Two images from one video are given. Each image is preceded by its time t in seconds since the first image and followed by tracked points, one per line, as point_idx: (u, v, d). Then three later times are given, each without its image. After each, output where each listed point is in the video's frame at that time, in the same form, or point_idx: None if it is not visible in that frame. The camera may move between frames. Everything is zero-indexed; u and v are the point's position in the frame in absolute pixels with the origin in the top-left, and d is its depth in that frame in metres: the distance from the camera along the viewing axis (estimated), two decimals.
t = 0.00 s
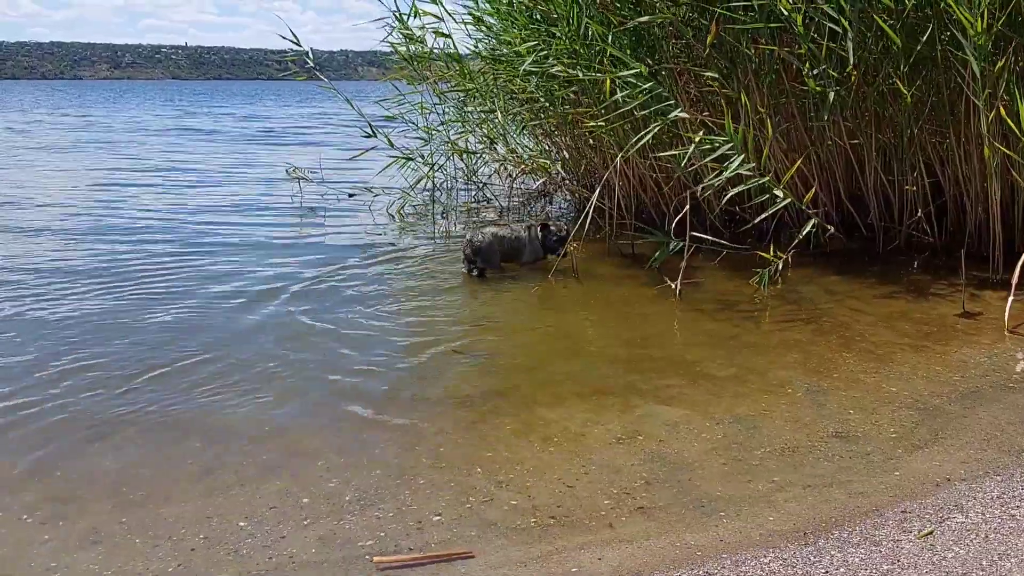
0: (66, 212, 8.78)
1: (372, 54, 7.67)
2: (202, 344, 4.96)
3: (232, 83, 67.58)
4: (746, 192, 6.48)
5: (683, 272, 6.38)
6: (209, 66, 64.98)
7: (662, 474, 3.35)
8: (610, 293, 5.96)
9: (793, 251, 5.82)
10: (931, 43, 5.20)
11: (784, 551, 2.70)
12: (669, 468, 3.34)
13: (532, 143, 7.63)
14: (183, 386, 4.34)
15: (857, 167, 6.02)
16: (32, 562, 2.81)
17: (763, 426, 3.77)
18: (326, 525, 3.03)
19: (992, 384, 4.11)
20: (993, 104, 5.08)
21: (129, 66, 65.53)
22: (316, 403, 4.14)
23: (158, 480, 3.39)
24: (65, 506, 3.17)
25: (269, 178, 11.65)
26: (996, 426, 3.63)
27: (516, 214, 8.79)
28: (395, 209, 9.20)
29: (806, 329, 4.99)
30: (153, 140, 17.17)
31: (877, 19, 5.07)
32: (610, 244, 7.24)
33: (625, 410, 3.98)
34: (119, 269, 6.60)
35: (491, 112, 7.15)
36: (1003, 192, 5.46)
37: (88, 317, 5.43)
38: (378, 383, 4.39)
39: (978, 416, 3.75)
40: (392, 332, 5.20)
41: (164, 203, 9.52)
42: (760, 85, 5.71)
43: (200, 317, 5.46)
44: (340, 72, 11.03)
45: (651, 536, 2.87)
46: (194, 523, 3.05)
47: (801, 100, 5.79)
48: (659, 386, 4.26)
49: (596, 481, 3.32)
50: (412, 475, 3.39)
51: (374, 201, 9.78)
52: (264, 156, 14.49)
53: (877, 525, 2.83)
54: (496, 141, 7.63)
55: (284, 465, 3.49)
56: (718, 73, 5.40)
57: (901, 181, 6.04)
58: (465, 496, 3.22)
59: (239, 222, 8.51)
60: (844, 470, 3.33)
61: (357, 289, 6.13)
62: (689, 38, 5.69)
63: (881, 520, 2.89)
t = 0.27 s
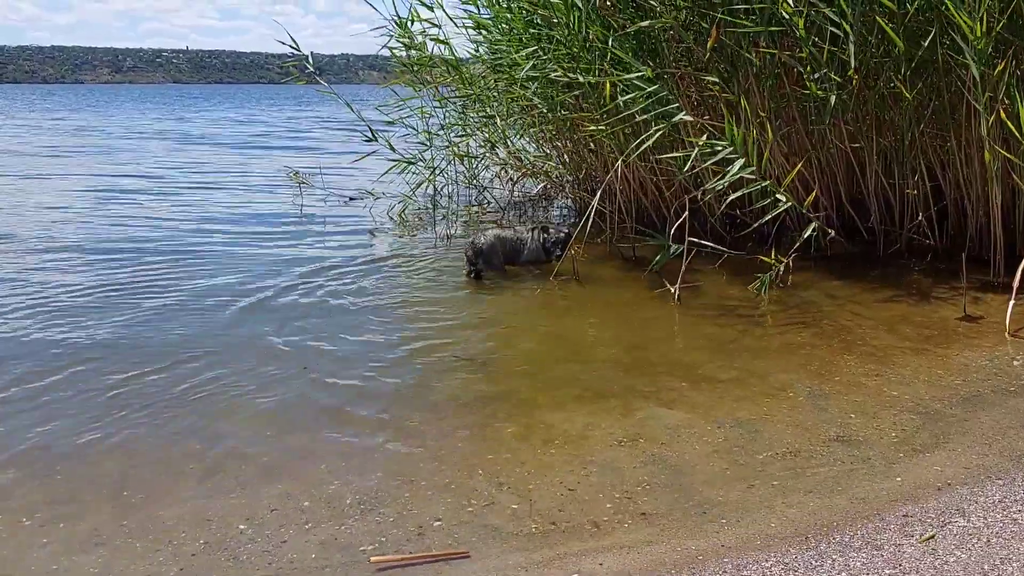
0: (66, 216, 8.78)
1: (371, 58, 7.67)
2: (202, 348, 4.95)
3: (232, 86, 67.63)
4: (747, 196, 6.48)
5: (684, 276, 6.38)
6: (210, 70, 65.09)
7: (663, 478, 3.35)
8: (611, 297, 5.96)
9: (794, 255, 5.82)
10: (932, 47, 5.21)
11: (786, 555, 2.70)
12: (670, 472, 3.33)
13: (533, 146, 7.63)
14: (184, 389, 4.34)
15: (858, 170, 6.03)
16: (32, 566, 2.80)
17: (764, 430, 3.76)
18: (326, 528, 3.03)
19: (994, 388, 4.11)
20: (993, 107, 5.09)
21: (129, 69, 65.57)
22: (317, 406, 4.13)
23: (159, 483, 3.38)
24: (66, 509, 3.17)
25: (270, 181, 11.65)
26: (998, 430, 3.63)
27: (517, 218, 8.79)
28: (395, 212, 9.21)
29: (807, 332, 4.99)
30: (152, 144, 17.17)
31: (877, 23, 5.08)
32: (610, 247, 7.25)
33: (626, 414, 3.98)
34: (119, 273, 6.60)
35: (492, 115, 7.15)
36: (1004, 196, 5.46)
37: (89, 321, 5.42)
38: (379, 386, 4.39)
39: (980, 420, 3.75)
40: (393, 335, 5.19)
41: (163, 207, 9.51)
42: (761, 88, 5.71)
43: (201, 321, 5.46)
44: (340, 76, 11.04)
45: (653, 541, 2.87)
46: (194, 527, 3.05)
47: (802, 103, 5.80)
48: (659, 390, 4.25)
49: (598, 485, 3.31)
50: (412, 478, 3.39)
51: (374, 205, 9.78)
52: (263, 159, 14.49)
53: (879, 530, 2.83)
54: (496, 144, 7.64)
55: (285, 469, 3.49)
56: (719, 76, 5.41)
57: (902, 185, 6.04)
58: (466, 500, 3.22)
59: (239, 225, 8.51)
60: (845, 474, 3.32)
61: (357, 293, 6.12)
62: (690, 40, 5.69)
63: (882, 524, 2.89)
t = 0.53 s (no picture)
0: (67, 220, 8.79)
1: (372, 64, 7.69)
2: (203, 352, 4.96)
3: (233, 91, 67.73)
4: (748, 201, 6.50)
5: (684, 281, 6.39)
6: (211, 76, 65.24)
7: (665, 484, 3.34)
8: (612, 302, 5.96)
9: (794, 260, 5.83)
10: (932, 53, 5.23)
11: (787, 561, 2.70)
12: (671, 477, 3.33)
13: (534, 151, 7.65)
14: (185, 394, 4.34)
15: (859, 176, 6.04)
16: (33, 569, 2.80)
17: (766, 435, 3.76)
18: (328, 533, 3.03)
19: (995, 394, 4.11)
20: (993, 113, 5.10)
21: (131, 75, 65.71)
22: (319, 411, 4.13)
23: (160, 487, 3.38)
24: (67, 512, 3.17)
25: (271, 187, 11.66)
26: (999, 436, 3.63)
27: (518, 223, 8.80)
28: (397, 217, 9.22)
29: (808, 338, 4.99)
30: (154, 149, 17.21)
31: (878, 29, 5.10)
32: (611, 252, 7.25)
33: (627, 419, 3.98)
34: (121, 277, 6.61)
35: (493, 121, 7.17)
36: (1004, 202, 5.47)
37: (90, 325, 5.43)
38: (380, 391, 4.39)
39: (981, 426, 3.75)
40: (394, 340, 5.20)
41: (165, 211, 9.53)
42: (762, 94, 5.73)
43: (202, 325, 5.46)
44: (342, 81, 11.06)
45: (655, 546, 2.87)
46: (195, 531, 3.04)
47: (803, 109, 5.81)
48: (661, 395, 4.25)
49: (599, 490, 3.31)
50: (414, 483, 3.39)
51: (375, 210, 9.79)
52: (264, 164, 14.50)
53: (881, 535, 2.83)
54: (498, 149, 7.65)
55: (286, 473, 3.49)
56: (720, 81, 5.42)
57: (903, 191, 6.05)
58: (467, 505, 3.21)
59: (240, 230, 8.52)
60: (847, 479, 3.32)
61: (358, 298, 6.13)
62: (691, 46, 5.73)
63: (883, 529, 2.89)
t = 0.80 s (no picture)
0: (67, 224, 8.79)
1: (373, 68, 7.69)
2: (203, 356, 4.95)
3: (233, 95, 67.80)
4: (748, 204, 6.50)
5: (685, 284, 6.39)
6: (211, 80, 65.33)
7: (665, 488, 3.34)
8: (612, 305, 5.96)
9: (794, 263, 5.83)
10: (932, 58, 5.24)
11: (787, 565, 2.69)
12: (671, 481, 3.33)
13: (535, 155, 7.65)
14: (185, 398, 4.34)
15: (859, 180, 6.04)
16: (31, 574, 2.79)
17: (766, 439, 3.75)
18: (327, 538, 3.02)
19: (995, 398, 4.10)
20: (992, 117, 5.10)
21: (131, 78, 65.78)
22: (319, 415, 4.13)
23: (159, 491, 3.38)
24: (65, 517, 3.16)
25: (270, 190, 11.66)
26: (1000, 439, 3.62)
27: (518, 227, 8.80)
28: (397, 221, 9.23)
29: (808, 342, 4.99)
30: (154, 153, 17.22)
31: (878, 33, 5.10)
32: (611, 255, 7.25)
33: (628, 423, 3.97)
34: (121, 281, 6.60)
35: (493, 125, 7.17)
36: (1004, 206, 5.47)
37: (90, 329, 5.42)
38: (380, 395, 4.39)
39: (982, 430, 3.74)
40: (394, 344, 5.20)
41: (165, 215, 9.53)
42: (762, 97, 5.74)
43: (202, 329, 5.45)
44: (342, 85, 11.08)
45: (655, 550, 2.86)
46: (195, 536, 3.04)
47: (803, 113, 5.82)
48: (661, 399, 4.25)
49: (599, 494, 3.30)
50: (414, 488, 3.38)
51: (376, 214, 9.80)
52: (264, 168, 14.51)
53: (881, 539, 2.82)
54: (498, 153, 7.66)
55: (285, 478, 3.49)
56: (721, 85, 5.43)
57: (903, 194, 6.05)
58: (467, 510, 3.21)
59: (240, 234, 8.52)
60: (847, 484, 3.32)
61: (358, 302, 6.13)
62: (690, 50, 5.74)
63: (884, 534, 2.88)
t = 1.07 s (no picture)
0: (68, 228, 8.80)
1: (374, 71, 7.70)
2: (204, 360, 4.95)
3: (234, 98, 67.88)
4: (749, 207, 6.50)
5: (685, 288, 6.38)
6: (211, 83, 65.41)
7: (665, 491, 3.34)
8: (612, 309, 5.96)
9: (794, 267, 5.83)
10: (931, 62, 5.24)
11: (786, 569, 2.69)
12: (671, 485, 3.32)
13: (536, 158, 7.66)
14: (185, 401, 4.34)
15: (859, 183, 6.04)
16: None
17: (766, 443, 3.75)
18: (327, 542, 3.02)
19: (996, 401, 4.09)
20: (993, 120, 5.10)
21: (132, 82, 65.87)
22: (319, 419, 4.12)
23: (158, 495, 3.38)
24: (63, 521, 3.16)
25: (271, 194, 11.67)
26: (1000, 443, 3.62)
27: (519, 230, 8.80)
28: (398, 224, 9.23)
29: (809, 345, 4.99)
30: (155, 157, 17.24)
31: (877, 36, 5.11)
32: (612, 259, 7.25)
33: (628, 427, 3.97)
34: (122, 284, 6.61)
35: (494, 128, 7.18)
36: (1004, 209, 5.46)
37: (90, 332, 5.42)
38: (380, 399, 4.38)
39: (983, 433, 3.74)
40: (395, 348, 5.20)
41: (166, 218, 9.54)
42: (762, 101, 5.74)
43: (202, 333, 5.45)
44: (343, 88, 11.10)
45: (654, 554, 2.86)
46: (193, 540, 3.03)
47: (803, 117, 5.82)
48: (662, 403, 4.24)
49: (599, 498, 3.30)
50: (414, 492, 3.38)
51: (377, 218, 9.80)
52: (265, 171, 14.52)
53: (881, 543, 2.82)
54: (499, 156, 7.66)
55: (285, 482, 3.48)
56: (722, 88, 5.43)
57: (903, 198, 6.05)
58: (466, 514, 3.20)
59: (241, 237, 8.52)
60: (848, 487, 3.31)
61: (359, 305, 6.13)
62: (691, 54, 5.75)
63: (884, 537, 2.88)
